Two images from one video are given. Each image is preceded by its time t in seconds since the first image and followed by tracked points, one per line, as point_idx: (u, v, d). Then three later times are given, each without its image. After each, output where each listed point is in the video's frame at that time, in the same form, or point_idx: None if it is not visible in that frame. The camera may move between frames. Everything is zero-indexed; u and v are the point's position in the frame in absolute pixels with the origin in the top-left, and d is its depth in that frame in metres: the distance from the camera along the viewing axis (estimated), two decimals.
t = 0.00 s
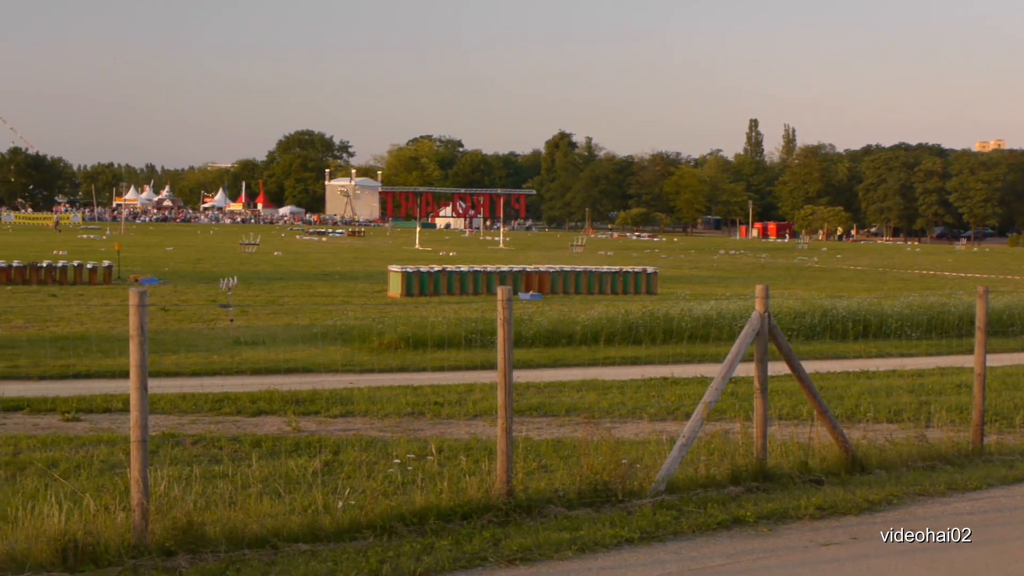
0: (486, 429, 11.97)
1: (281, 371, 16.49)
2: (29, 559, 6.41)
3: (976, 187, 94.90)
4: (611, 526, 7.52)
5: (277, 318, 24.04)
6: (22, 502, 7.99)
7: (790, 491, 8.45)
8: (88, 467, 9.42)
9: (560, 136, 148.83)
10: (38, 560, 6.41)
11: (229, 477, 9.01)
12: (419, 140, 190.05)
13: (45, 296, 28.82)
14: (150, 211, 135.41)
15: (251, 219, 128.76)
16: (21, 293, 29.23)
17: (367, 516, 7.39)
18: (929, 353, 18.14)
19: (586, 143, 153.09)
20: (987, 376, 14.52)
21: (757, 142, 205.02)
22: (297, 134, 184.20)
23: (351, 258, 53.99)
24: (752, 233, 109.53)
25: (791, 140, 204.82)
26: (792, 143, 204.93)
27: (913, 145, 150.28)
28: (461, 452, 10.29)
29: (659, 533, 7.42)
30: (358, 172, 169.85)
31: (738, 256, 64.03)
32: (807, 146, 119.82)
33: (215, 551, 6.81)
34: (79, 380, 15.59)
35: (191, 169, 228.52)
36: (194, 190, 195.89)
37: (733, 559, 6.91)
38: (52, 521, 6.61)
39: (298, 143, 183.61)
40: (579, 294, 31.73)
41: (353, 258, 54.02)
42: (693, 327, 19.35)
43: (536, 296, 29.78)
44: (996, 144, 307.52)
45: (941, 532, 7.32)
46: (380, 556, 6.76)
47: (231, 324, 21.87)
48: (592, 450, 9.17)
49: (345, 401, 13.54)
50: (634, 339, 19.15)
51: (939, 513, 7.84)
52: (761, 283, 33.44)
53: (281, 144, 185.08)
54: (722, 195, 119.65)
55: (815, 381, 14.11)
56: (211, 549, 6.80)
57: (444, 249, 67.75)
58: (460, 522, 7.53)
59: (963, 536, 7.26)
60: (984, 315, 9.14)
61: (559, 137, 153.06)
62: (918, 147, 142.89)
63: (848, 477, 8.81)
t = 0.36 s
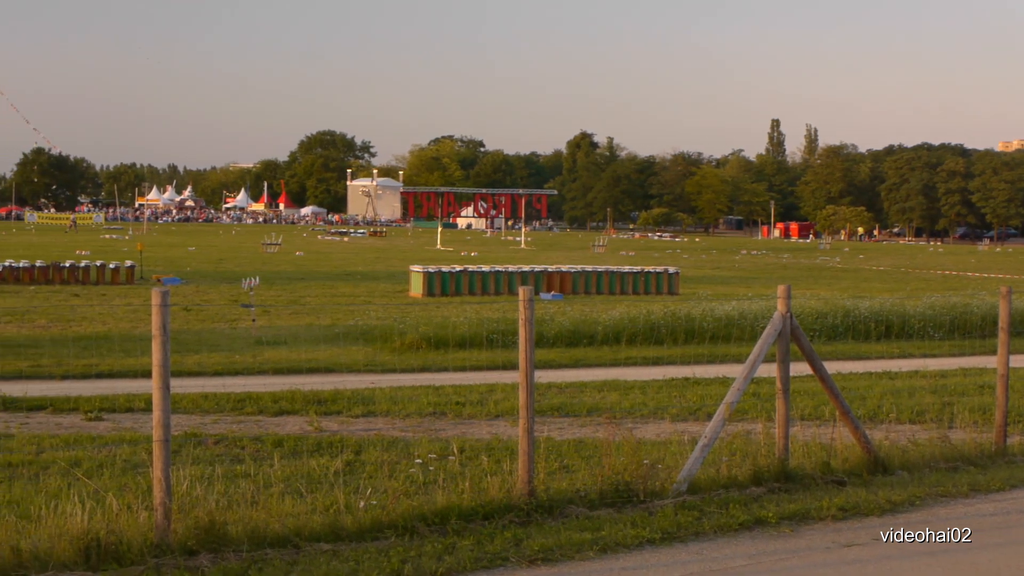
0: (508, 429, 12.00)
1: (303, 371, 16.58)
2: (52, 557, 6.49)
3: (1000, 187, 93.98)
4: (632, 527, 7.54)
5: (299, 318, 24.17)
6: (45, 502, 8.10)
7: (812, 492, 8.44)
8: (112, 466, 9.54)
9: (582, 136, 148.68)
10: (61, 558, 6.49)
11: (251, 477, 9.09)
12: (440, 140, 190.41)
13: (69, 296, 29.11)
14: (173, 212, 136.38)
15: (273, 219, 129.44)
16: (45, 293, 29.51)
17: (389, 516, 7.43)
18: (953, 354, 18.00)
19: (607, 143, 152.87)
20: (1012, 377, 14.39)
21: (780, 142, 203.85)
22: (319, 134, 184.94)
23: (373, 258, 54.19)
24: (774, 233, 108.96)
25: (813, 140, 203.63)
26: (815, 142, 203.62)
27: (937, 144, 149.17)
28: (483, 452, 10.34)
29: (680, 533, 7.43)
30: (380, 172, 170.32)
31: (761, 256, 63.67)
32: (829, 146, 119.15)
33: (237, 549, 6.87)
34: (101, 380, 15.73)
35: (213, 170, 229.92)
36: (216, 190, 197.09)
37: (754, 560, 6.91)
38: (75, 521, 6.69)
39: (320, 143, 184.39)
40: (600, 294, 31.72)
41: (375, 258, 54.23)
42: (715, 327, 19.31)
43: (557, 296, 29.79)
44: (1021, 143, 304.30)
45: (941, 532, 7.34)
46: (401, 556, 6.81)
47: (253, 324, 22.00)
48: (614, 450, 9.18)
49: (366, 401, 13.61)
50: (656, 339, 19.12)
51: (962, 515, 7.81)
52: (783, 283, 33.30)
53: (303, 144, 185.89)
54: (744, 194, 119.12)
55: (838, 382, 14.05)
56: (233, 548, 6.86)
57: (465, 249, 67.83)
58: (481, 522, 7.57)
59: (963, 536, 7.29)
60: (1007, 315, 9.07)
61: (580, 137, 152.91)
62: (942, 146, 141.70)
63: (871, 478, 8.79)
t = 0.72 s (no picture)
0: (530, 429, 12.05)
1: (324, 371, 16.68)
2: (75, 556, 6.57)
3: None
4: (654, 527, 7.55)
5: (321, 318, 24.31)
6: (68, 500, 8.20)
7: (835, 492, 8.42)
8: (134, 465, 9.64)
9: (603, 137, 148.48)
10: (83, 557, 6.58)
11: (273, 476, 9.18)
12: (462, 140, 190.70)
13: (93, 295, 29.37)
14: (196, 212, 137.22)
15: (295, 219, 130.06)
16: (69, 293, 29.77)
17: (411, 515, 7.48)
18: (976, 355, 17.83)
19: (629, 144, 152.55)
20: None
21: (801, 142, 202.60)
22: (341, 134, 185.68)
23: (394, 258, 54.36)
24: (796, 234, 108.30)
25: (835, 139, 202.34)
26: (837, 142, 202.28)
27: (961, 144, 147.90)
28: (504, 452, 10.37)
29: (702, 534, 7.43)
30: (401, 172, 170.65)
31: (783, 257, 63.31)
32: (851, 146, 118.38)
33: (259, 549, 6.93)
34: (124, 379, 15.87)
35: (235, 171, 231.19)
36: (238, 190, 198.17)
37: (777, 561, 6.90)
38: (98, 520, 6.76)
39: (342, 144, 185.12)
40: (622, 294, 31.68)
41: (397, 258, 54.41)
42: (736, 328, 19.26)
43: (579, 296, 29.79)
44: None
45: (941, 532, 7.36)
46: (423, 556, 6.86)
47: (275, 324, 22.13)
48: (636, 450, 9.19)
49: (388, 401, 13.67)
50: (678, 339, 19.07)
51: (987, 516, 7.77)
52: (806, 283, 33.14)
53: (325, 145, 186.70)
54: (766, 195, 118.52)
55: (859, 382, 13.97)
56: (254, 548, 6.92)
57: (486, 249, 67.88)
58: (503, 522, 7.60)
59: (963, 536, 7.30)
60: None
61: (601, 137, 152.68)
62: (965, 147, 140.50)
63: (894, 479, 8.75)
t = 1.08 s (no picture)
0: (553, 429, 12.08)
1: (348, 371, 16.78)
2: (99, 556, 6.65)
3: None
4: (676, 527, 7.57)
5: (345, 318, 24.43)
6: (93, 499, 8.31)
7: (858, 493, 8.40)
8: (159, 464, 9.74)
9: (626, 137, 148.19)
10: (108, 556, 6.65)
11: (296, 476, 9.26)
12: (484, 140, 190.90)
13: (118, 295, 29.65)
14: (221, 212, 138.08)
15: (318, 219, 130.67)
16: (94, 293, 30.04)
17: (434, 516, 7.53)
18: (1002, 355, 17.69)
19: (651, 144, 152.14)
20: None
21: (825, 142, 201.23)
22: (364, 134, 186.38)
23: (417, 258, 54.52)
24: (820, 234, 107.62)
25: (860, 139, 200.88)
26: (861, 142, 200.85)
27: (986, 143, 146.77)
28: (527, 452, 10.41)
29: (725, 535, 7.44)
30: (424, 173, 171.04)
31: (807, 257, 62.97)
32: (875, 146, 117.58)
33: (283, 549, 6.99)
34: (148, 379, 16.02)
35: (257, 171, 232.33)
36: (261, 191, 199.16)
37: (801, 562, 6.90)
38: (122, 519, 6.85)
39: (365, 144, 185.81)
40: (645, 294, 31.64)
41: (419, 258, 54.56)
42: (760, 329, 19.20)
43: (602, 296, 29.79)
44: None
45: (942, 532, 7.39)
46: (446, 555, 6.90)
47: (298, 324, 22.26)
48: (659, 451, 9.19)
49: (411, 401, 13.75)
50: (701, 339, 19.06)
51: (1010, 517, 7.75)
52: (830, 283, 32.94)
53: (348, 145, 187.45)
54: (789, 195, 117.85)
55: (883, 383, 13.88)
56: (278, 548, 6.98)
57: (508, 249, 67.93)
58: (526, 522, 7.64)
59: (964, 536, 7.34)
60: None
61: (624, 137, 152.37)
62: (992, 146, 139.11)
63: (917, 480, 8.71)
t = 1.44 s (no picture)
0: (576, 430, 12.13)
1: (371, 372, 16.86)
2: (124, 555, 6.71)
3: None
4: (701, 528, 7.58)
5: (368, 318, 24.55)
6: (118, 499, 8.41)
7: (882, 494, 8.38)
8: (183, 464, 9.87)
9: (649, 137, 147.83)
10: (132, 555, 6.72)
11: (320, 476, 9.34)
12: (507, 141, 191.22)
13: (142, 295, 29.92)
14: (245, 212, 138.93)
15: (341, 219, 131.29)
16: (119, 293, 30.31)
17: (457, 516, 7.58)
18: None
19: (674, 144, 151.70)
20: None
21: (849, 142, 199.82)
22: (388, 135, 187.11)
23: (440, 258, 54.68)
24: (844, 235, 106.89)
25: (884, 139, 199.37)
26: (885, 142, 199.54)
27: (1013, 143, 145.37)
28: (551, 452, 10.46)
29: (749, 535, 7.44)
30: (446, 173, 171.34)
31: (831, 256, 62.61)
32: (899, 146, 116.74)
33: (306, 549, 7.06)
34: (172, 379, 16.17)
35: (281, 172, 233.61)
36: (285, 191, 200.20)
37: (825, 563, 6.91)
38: (147, 519, 6.92)
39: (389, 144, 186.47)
40: (668, 294, 31.58)
41: (442, 258, 54.72)
42: (784, 329, 19.14)
43: (625, 296, 29.76)
44: None
45: (941, 532, 7.45)
46: (469, 555, 6.95)
47: (322, 325, 22.39)
48: (683, 452, 9.19)
49: (435, 401, 13.82)
50: (725, 340, 19.03)
51: None
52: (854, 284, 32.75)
53: (372, 146, 188.12)
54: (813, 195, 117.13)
55: (908, 384, 13.80)
56: (302, 547, 7.05)
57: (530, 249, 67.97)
58: (549, 522, 7.68)
59: (964, 536, 7.39)
60: None
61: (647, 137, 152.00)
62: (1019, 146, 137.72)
63: (943, 481, 8.68)
